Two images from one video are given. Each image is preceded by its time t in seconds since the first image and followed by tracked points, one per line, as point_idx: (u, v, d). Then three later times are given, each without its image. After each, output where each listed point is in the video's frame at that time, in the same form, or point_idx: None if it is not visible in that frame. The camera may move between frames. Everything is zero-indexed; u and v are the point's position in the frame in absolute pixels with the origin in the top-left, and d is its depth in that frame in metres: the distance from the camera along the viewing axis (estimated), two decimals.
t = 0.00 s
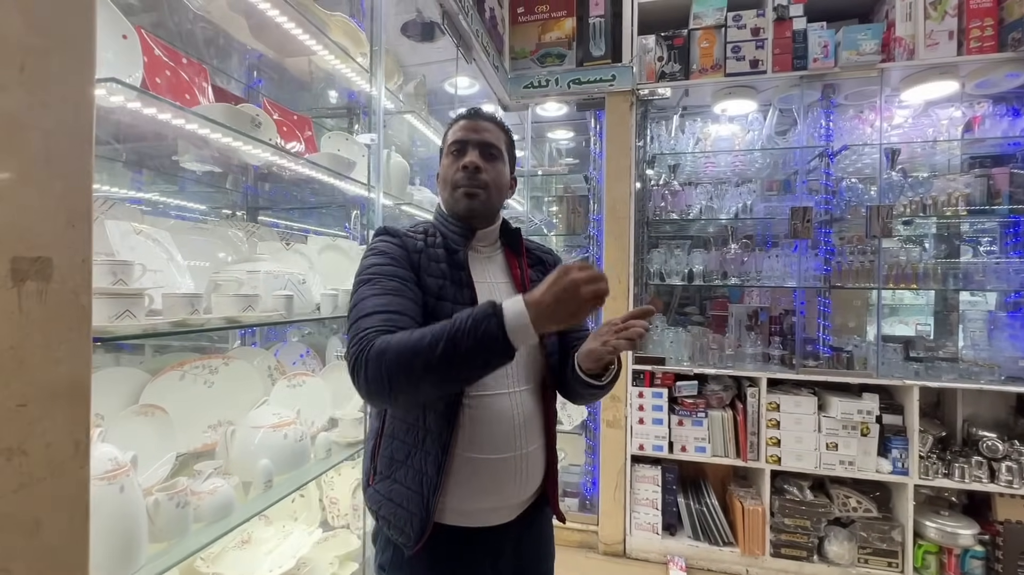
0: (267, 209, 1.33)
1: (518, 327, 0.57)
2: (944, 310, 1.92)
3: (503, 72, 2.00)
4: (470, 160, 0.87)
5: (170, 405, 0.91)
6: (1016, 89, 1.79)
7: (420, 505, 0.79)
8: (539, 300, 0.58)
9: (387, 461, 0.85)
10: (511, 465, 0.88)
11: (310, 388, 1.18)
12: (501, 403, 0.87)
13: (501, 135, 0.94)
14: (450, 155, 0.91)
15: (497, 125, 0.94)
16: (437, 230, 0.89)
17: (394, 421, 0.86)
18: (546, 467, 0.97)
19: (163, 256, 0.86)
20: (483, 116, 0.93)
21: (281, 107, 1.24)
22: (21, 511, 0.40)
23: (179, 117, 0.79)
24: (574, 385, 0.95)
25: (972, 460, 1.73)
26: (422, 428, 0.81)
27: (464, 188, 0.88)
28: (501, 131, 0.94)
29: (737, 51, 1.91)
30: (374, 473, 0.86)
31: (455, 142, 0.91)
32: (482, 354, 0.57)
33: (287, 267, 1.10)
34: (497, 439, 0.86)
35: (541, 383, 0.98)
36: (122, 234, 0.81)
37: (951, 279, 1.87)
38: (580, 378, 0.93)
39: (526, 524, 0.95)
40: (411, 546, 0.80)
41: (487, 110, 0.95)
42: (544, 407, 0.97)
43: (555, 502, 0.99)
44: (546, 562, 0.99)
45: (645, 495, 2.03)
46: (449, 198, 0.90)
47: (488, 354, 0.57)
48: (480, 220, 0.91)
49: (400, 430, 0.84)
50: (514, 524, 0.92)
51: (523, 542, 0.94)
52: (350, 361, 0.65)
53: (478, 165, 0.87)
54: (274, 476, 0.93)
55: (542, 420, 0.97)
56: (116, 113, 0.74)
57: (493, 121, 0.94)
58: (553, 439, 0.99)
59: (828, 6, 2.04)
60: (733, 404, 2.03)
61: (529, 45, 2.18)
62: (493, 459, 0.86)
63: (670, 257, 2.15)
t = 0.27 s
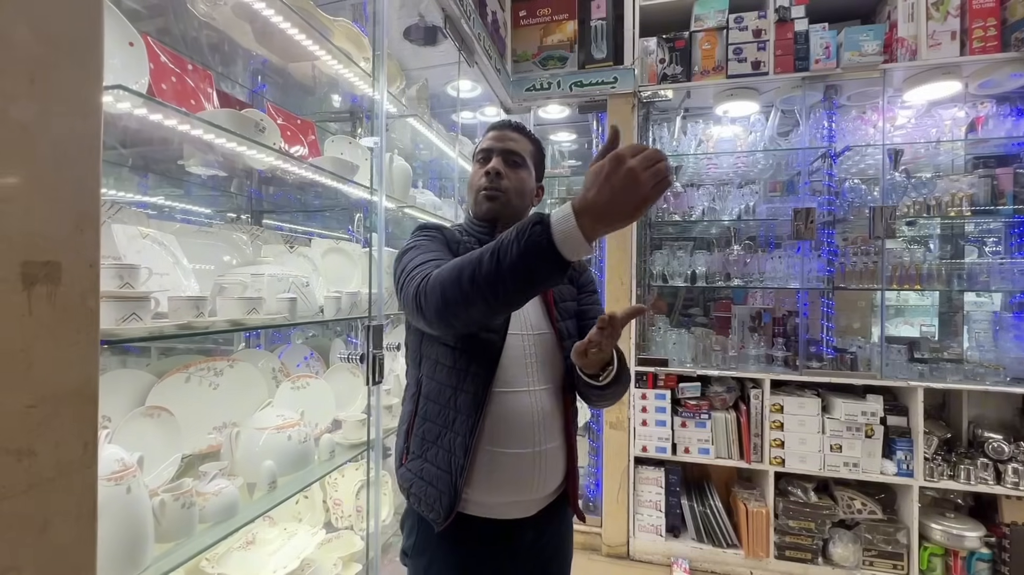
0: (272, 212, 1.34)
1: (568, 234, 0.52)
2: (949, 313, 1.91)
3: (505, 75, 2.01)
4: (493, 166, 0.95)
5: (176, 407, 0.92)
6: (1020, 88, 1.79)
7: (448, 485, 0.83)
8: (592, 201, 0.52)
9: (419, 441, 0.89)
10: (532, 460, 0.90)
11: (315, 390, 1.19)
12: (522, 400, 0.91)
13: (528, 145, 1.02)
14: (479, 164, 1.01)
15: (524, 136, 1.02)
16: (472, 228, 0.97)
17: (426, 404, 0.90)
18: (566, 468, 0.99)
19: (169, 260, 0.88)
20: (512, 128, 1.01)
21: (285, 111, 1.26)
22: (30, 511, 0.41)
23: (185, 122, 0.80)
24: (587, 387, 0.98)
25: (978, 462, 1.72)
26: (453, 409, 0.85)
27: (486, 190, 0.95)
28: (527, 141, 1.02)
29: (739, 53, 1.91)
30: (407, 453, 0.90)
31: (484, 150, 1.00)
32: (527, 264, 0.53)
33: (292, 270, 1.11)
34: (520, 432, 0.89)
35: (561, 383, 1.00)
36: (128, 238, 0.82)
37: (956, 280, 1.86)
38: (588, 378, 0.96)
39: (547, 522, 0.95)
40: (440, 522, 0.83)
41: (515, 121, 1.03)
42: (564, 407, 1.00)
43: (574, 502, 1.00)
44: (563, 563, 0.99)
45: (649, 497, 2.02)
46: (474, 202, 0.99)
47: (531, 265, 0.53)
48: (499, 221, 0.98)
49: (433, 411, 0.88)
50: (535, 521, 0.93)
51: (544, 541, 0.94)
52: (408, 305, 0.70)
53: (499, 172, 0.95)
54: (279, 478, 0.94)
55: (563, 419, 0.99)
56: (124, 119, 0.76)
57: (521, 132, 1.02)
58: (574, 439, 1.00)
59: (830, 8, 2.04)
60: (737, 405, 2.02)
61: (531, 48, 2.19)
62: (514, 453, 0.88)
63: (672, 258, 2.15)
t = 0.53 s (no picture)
0: (271, 216, 1.34)
1: (590, 255, 0.51)
2: (947, 311, 1.91)
3: (503, 78, 2.01)
4: (510, 172, 0.96)
5: (176, 409, 0.93)
6: (1016, 90, 1.80)
7: (465, 482, 0.84)
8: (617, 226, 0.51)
9: (436, 440, 0.90)
10: (547, 459, 0.91)
11: (314, 392, 1.20)
12: (536, 400, 0.92)
13: (539, 151, 1.04)
14: (492, 169, 1.01)
15: (535, 142, 1.04)
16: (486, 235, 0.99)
17: (444, 403, 0.91)
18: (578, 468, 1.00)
19: (168, 263, 0.88)
20: (521, 133, 1.03)
21: (284, 115, 1.26)
22: (31, 513, 0.41)
23: (184, 127, 0.80)
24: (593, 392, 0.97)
25: (976, 462, 1.72)
26: (471, 410, 0.86)
27: (505, 197, 0.96)
28: (537, 145, 1.03)
29: (736, 55, 1.92)
30: (424, 451, 0.91)
31: (497, 158, 1.01)
32: (548, 280, 0.52)
33: (290, 273, 1.11)
34: (534, 433, 0.90)
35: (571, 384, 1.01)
36: (128, 242, 0.83)
37: (953, 280, 1.87)
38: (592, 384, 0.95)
39: (560, 523, 0.96)
40: (457, 519, 0.84)
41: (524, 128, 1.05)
42: (575, 410, 1.01)
43: (585, 502, 1.01)
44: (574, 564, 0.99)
45: (648, 498, 2.03)
46: (491, 208, 0.99)
47: (553, 281, 0.52)
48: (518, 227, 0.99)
49: (450, 411, 0.89)
50: (548, 521, 0.93)
51: (556, 541, 0.94)
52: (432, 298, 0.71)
53: (518, 176, 0.96)
54: (278, 480, 0.94)
55: (574, 422, 1.00)
56: (123, 124, 0.76)
57: (531, 139, 1.04)
58: (585, 442, 1.01)
59: (827, 10, 2.04)
60: (735, 406, 2.03)
61: (529, 50, 2.20)
62: (529, 452, 0.89)
63: (670, 260, 2.16)
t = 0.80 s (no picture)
0: (270, 217, 1.34)
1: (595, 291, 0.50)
2: (945, 310, 1.91)
3: (502, 78, 2.01)
4: (517, 172, 0.99)
5: (175, 410, 0.93)
6: (1013, 89, 1.81)
7: (472, 480, 0.84)
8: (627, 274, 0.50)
9: (443, 438, 0.90)
10: (553, 457, 0.91)
11: (313, 393, 1.20)
12: (542, 398, 0.92)
13: (544, 154, 1.07)
14: (498, 170, 1.04)
15: (539, 146, 1.08)
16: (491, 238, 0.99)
17: (451, 403, 0.91)
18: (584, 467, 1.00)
19: (167, 264, 0.88)
20: (526, 137, 1.07)
21: (283, 116, 1.27)
22: (30, 513, 0.41)
23: (183, 128, 0.81)
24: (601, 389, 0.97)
25: (974, 461, 1.73)
26: (478, 409, 0.86)
27: (513, 195, 0.98)
28: (542, 150, 1.07)
29: (734, 55, 1.92)
30: (430, 450, 0.91)
31: (504, 159, 1.04)
32: (551, 310, 0.52)
33: (289, 273, 1.11)
34: (540, 431, 0.91)
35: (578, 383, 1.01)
36: (127, 243, 0.83)
37: (951, 279, 1.87)
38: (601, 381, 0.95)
39: (566, 521, 0.95)
40: (463, 516, 0.85)
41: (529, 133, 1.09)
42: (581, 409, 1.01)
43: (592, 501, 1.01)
44: (580, 563, 0.98)
45: (648, 498, 2.03)
46: (498, 206, 1.01)
47: (558, 310, 0.51)
48: (525, 225, 1.01)
49: (457, 410, 0.89)
50: (553, 519, 0.93)
51: (562, 539, 0.94)
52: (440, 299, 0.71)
53: (525, 176, 0.99)
54: (277, 481, 0.94)
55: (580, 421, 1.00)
56: (122, 125, 0.76)
57: (536, 143, 1.08)
58: (591, 440, 1.01)
59: (825, 11, 2.05)
60: (735, 406, 2.03)
61: (527, 51, 2.20)
62: (535, 449, 0.90)
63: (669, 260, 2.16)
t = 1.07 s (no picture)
0: (269, 219, 1.34)
1: (554, 338, 0.64)
2: (944, 312, 1.93)
3: (501, 80, 2.02)
4: (548, 178, 0.96)
5: (175, 412, 0.93)
6: (1010, 90, 1.82)
7: (462, 484, 0.85)
8: (580, 322, 0.64)
9: (439, 442, 0.91)
10: (549, 458, 0.90)
11: (313, 395, 1.20)
12: (539, 398, 0.92)
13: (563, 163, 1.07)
14: (525, 171, 0.99)
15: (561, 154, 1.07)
16: (492, 242, 1.01)
17: (447, 407, 0.92)
18: (583, 467, 0.99)
19: (168, 266, 0.88)
20: (553, 145, 1.05)
21: (283, 119, 1.27)
22: (33, 516, 0.42)
23: (183, 131, 0.81)
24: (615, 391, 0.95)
25: (973, 461, 1.73)
26: (471, 414, 0.87)
27: (538, 200, 0.96)
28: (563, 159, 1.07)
29: (733, 57, 1.93)
30: (427, 453, 0.93)
31: (532, 159, 1.00)
32: (519, 355, 0.65)
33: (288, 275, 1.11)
34: (537, 431, 0.90)
35: (579, 383, 1.00)
36: (127, 246, 0.83)
37: (950, 279, 1.87)
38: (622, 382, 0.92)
39: (563, 520, 0.95)
40: (453, 519, 0.86)
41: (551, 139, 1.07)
42: (581, 408, 1.00)
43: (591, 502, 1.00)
44: (578, 562, 0.98)
45: (647, 498, 2.03)
46: (522, 208, 0.98)
47: (523, 359, 0.65)
48: (542, 232, 1.00)
49: (452, 414, 0.90)
50: (550, 519, 0.93)
51: (559, 538, 0.94)
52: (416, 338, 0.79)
53: (554, 183, 0.97)
54: (278, 482, 0.94)
55: (580, 420, 0.99)
56: (122, 129, 0.77)
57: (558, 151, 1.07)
58: (592, 440, 1.00)
59: (823, 12, 2.06)
60: (734, 406, 2.04)
61: (526, 52, 2.21)
62: (531, 449, 0.89)
63: (668, 261, 2.16)
